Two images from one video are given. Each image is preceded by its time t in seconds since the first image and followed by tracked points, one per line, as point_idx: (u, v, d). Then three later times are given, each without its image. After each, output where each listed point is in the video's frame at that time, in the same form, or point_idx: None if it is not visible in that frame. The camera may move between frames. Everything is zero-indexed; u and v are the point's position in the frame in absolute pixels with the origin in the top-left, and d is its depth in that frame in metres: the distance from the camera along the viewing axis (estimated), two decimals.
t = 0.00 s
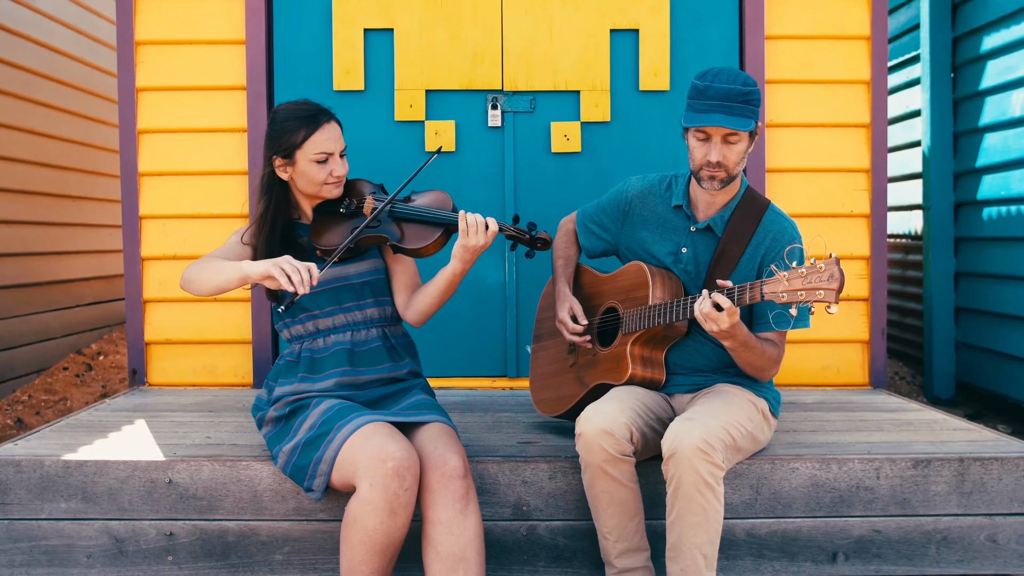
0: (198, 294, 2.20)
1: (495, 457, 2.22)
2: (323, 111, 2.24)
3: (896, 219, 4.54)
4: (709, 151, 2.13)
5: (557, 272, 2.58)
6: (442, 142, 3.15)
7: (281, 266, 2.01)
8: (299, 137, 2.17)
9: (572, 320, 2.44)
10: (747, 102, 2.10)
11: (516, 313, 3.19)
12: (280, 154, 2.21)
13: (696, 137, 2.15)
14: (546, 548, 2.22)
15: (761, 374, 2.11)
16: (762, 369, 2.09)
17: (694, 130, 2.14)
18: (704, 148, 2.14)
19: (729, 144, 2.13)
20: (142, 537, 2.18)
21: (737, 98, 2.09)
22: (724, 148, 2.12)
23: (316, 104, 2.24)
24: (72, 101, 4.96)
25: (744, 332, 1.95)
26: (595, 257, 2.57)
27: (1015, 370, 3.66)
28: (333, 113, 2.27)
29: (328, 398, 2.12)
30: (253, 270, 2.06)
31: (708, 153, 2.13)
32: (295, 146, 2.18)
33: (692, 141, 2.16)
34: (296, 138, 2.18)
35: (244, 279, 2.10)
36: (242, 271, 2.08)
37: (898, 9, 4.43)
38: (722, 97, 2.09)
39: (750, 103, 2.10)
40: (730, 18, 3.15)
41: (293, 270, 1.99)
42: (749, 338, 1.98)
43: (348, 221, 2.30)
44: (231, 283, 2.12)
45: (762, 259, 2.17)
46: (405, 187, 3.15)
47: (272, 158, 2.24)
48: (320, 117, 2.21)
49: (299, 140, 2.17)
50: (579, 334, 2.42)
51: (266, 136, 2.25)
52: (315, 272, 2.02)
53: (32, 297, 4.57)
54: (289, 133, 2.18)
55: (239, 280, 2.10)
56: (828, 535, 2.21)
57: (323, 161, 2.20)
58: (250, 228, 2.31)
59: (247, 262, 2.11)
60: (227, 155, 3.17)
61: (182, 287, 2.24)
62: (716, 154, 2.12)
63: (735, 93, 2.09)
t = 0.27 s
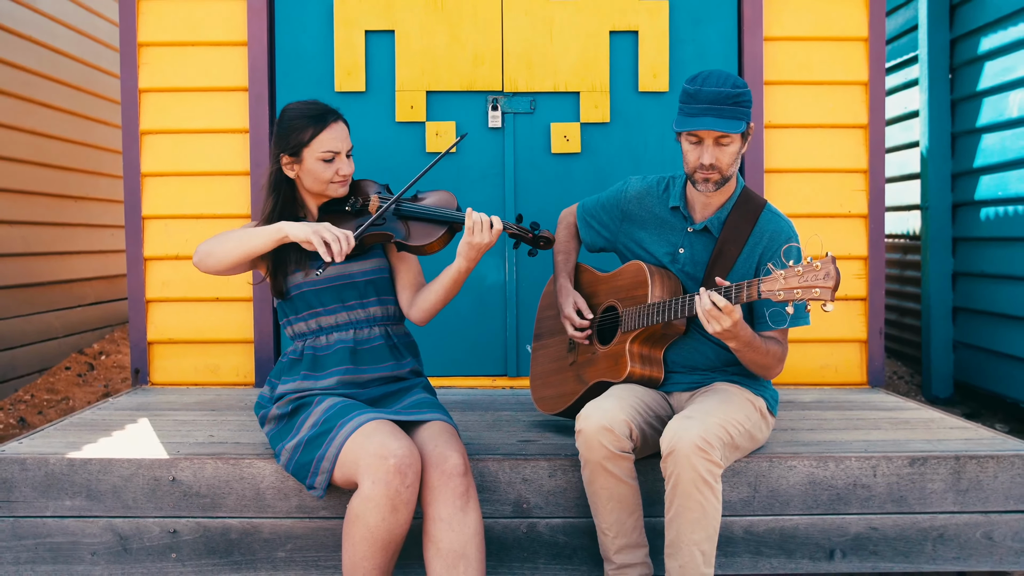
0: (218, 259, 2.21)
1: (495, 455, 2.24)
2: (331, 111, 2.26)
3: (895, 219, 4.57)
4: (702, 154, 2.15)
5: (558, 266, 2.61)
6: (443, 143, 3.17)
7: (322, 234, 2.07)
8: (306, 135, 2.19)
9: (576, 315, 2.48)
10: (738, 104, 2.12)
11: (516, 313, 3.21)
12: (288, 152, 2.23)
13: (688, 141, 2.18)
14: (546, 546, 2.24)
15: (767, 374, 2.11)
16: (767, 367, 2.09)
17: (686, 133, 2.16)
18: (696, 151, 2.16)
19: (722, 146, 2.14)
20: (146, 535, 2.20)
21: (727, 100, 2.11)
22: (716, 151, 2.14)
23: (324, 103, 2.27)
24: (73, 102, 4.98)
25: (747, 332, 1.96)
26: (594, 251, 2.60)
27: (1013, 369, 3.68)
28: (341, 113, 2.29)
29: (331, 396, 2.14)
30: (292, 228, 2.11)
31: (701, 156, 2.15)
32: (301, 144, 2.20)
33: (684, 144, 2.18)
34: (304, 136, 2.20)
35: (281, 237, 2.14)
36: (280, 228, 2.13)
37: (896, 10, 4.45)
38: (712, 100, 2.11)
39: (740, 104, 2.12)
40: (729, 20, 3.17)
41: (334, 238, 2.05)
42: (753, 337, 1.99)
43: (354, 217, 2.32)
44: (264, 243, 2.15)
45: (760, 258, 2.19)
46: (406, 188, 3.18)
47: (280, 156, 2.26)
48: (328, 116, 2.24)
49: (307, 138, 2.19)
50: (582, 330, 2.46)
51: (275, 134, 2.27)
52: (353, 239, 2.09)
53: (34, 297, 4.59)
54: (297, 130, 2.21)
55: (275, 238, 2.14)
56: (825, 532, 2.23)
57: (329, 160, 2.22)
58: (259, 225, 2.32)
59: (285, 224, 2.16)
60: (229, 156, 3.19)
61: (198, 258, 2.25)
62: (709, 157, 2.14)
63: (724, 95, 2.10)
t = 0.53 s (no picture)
0: (282, 252, 2.17)
1: (496, 452, 2.27)
2: (333, 107, 2.28)
3: (892, 220, 4.59)
4: (695, 154, 2.17)
5: (558, 268, 2.65)
6: (443, 144, 3.19)
7: (378, 191, 2.16)
8: (308, 130, 2.21)
9: (575, 313, 2.52)
10: (728, 105, 2.14)
11: (516, 312, 3.24)
12: (291, 147, 2.26)
13: (682, 142, 2.20)
14: (546, 542, 2.27)
15: (768, 370, 2.14)
16: (769, 363, 2.11)
17: (679, 135, 2.18)
18: (689, 152, 2.19)
19: (714, 146, 2.17)
20: (150, 531, 2.23)
21: (718, 101, 2.14)
22: (709, 151, 2.16)
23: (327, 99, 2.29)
24: (75, 103, 5.01)
25: (747, 327, 1.98)
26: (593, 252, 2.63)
27: (1009, 368, 3.70)
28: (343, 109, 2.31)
29: (333, 394, 2.17)
30: (346, 189, 2.15)
31: (694, 156, 2.18)
32: (304, 139, 2.23)
33: (678, 145, 2.21)
34: (306, 131, 2.22)
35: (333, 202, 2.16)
36: (334, 194, 2.15)
37: (894, 12, 4.48)
38: (703, 101, 2.14)
39: (731, 105, 2.14)
40: (727, 22, 3.19)
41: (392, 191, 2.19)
42: (753, 332, 2.01)
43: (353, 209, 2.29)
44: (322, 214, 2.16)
45: (755, 257, 2.21)
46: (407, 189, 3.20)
47: (285, 152, 2.30)
48: (329, 112, 2.25)
49: (309, 133, 2.22)
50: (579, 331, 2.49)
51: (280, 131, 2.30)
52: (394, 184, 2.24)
53: (37, 296, 4.62)
54: (299, 126, 2.23)
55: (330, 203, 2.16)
56: (821, 529, 2.26)
57: (332, 154, 2.25)
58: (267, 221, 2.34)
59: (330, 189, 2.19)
60: (231, 156, 3.21)
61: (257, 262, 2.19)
62: (702, 157, 2.16)
63: (715, 96, 2.13)
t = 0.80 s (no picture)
0: (294, 274, 2.19)
1: (496, 451, 2.29)
2: (339, 110, 2.30)
3: (890, 220, 4.62)
4: (692, 156, 2.20)
5: (557, 269, 2.67)
6: (443, 146, 3.22)
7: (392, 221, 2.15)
8: (315, 132, 2.24)
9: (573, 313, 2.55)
10: (724, 107, 2.16)
11: (516, 312, 3.26)
12: (297, 149, 2.28)
13: (679, 143, 2.23)
14: (545, 540, 2.29)
15: (767, 369, 2.17)
16: (765, 362, 2.14)
17: (676, 136, 2.21)
18: (686, 153, 2.21)
19: (711, 147, 2.19)
20: (154, 529, 2.26)
21: (714, 103, 2.16)
22: (705, 152, 2.19)
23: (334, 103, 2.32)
24: (77, 103, 5.03)
25: (743, 326, 2.01)
26: (593, 253, 2.66)
27: (1006, 368, 3.73)
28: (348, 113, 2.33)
29: (335, 392, 2.19)
30: (358, 217, 2.14)
31: (691, 158, 2.20)
32: (311, 141, 2.25)
33: (675, 147, 2.24)
34: (313, 134, 2.24)
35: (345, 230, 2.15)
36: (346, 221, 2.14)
37: (892, 13, 4.50)
38: (700, 103, 2.16)
39: (727, 106, 2.17)
40: (725, 24, 3.22)
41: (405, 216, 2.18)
42: (750, 330, 2.04)
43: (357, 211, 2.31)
44: (333, 241, 2.16)
45: (752, 256, 2.23)
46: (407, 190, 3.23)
47: (291, 153, 2.31)
48: (336, 115, 2.28)
49: (316, 135, 2.24)
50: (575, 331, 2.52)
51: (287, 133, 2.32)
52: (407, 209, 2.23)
53: (39, 296, 4.64)
54: (306, 128, 2.25)
55: (342, 231, 2.15)
56: (818, 527, 2.28)
57: (337, 158, 2.26)
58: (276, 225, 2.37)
59: (340, 214, 2.17)
60: (233, 157, 3.24)
61: (268, 283, 2.21)
62: (699, 158, 2.19)
63: (711, 98, 2.15)
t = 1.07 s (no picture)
0: (303, 247, 2.21)
1: (496, 449, 2.31)
2: (341, 111, 2.32)
3: (889, 221, 4.64)
4: (691, 159, 2.21)
5: (557, 270, 2.70)
6: (444, 146, 3.24)
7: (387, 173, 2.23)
8: (317, 132, 2.26)
9: (565, 315, 2.58)
10: (724, 110, 2.18)
11: (516, 312, 3.28)
12: (299, 149, 2.30)
13: (678, 146, 2.24)
14: (545, 537, 2.31)
15: (760, 370, 2.19)
16: (759, 364, 2.16)
17: (676, 139, 2.22)
18: (686, 156, 2.23)
19: (711, 151, 2.21)
20: (157, 527, 2.28)
21: (714, 106, 2.18)
22: (705, 155, 2.20)
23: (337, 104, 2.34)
24: (78, 104, 5.05)
25: (740, 327, 2.03)
26: (593, 255, 2.68)
27: (1004, 368, 3.75)
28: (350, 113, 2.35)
29: (337, 391, 2.21)
30: (356, 176, 2.19)
31: (691, 160, 2.22)
32: (313, 141, 2.27)
33: (675, 149, 2.25)
34: (315, 134, 2.26)
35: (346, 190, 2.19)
36: (347, 183, 2.18)
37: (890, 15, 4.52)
38: (700, 106, 2.18)
39: (727, 110, 2.18)
40: (724, 25, 3.24)
41: (400, 170, 2.28)
42: (746, 331, 2.06)
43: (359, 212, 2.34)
44: (336, 203, 2.20)
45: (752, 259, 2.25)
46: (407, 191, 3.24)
47: (293, 153, 2.33)
48: (338, 116, 2.30)
49: (318, 135, 2.26)
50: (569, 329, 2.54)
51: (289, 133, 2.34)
52: (400, 164, 2.32)
53: (41, 296, 4.66)
54: (308, 128, 2.27)
55: (343, 192, 2.19)
56: (816, 525, 2.30)
57: (339, 157, 2.29)
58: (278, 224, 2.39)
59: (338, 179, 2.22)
60: (235, 158, 3.26)
61: (280, 259, 2.22)
62: (699, 161, 2.20)
63: (711, 102, 2.17)
